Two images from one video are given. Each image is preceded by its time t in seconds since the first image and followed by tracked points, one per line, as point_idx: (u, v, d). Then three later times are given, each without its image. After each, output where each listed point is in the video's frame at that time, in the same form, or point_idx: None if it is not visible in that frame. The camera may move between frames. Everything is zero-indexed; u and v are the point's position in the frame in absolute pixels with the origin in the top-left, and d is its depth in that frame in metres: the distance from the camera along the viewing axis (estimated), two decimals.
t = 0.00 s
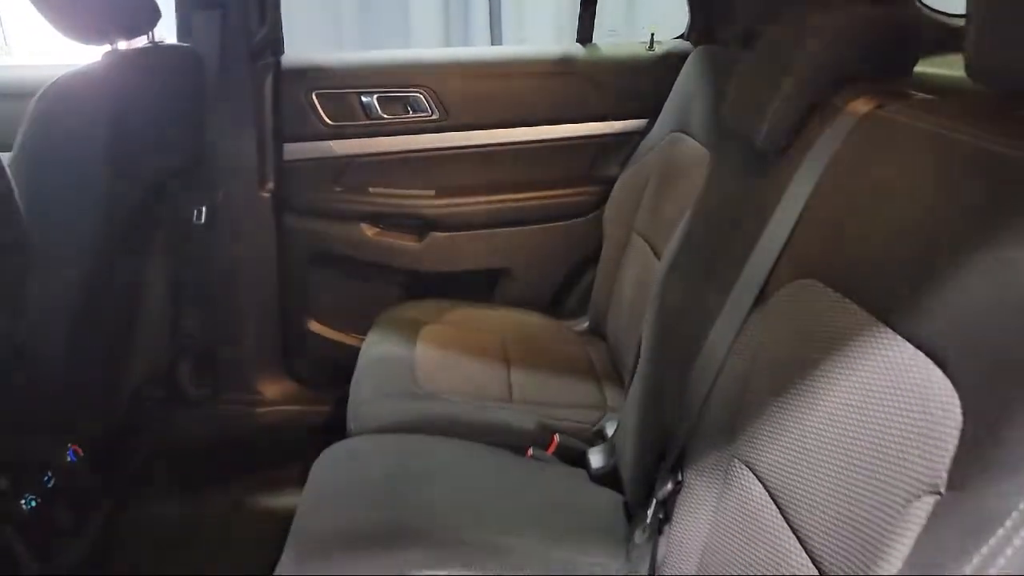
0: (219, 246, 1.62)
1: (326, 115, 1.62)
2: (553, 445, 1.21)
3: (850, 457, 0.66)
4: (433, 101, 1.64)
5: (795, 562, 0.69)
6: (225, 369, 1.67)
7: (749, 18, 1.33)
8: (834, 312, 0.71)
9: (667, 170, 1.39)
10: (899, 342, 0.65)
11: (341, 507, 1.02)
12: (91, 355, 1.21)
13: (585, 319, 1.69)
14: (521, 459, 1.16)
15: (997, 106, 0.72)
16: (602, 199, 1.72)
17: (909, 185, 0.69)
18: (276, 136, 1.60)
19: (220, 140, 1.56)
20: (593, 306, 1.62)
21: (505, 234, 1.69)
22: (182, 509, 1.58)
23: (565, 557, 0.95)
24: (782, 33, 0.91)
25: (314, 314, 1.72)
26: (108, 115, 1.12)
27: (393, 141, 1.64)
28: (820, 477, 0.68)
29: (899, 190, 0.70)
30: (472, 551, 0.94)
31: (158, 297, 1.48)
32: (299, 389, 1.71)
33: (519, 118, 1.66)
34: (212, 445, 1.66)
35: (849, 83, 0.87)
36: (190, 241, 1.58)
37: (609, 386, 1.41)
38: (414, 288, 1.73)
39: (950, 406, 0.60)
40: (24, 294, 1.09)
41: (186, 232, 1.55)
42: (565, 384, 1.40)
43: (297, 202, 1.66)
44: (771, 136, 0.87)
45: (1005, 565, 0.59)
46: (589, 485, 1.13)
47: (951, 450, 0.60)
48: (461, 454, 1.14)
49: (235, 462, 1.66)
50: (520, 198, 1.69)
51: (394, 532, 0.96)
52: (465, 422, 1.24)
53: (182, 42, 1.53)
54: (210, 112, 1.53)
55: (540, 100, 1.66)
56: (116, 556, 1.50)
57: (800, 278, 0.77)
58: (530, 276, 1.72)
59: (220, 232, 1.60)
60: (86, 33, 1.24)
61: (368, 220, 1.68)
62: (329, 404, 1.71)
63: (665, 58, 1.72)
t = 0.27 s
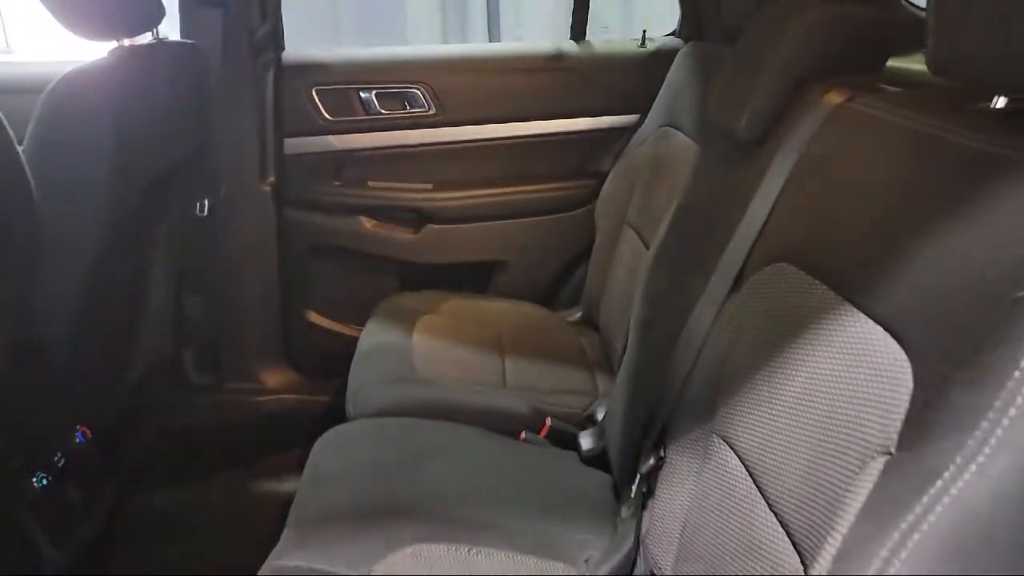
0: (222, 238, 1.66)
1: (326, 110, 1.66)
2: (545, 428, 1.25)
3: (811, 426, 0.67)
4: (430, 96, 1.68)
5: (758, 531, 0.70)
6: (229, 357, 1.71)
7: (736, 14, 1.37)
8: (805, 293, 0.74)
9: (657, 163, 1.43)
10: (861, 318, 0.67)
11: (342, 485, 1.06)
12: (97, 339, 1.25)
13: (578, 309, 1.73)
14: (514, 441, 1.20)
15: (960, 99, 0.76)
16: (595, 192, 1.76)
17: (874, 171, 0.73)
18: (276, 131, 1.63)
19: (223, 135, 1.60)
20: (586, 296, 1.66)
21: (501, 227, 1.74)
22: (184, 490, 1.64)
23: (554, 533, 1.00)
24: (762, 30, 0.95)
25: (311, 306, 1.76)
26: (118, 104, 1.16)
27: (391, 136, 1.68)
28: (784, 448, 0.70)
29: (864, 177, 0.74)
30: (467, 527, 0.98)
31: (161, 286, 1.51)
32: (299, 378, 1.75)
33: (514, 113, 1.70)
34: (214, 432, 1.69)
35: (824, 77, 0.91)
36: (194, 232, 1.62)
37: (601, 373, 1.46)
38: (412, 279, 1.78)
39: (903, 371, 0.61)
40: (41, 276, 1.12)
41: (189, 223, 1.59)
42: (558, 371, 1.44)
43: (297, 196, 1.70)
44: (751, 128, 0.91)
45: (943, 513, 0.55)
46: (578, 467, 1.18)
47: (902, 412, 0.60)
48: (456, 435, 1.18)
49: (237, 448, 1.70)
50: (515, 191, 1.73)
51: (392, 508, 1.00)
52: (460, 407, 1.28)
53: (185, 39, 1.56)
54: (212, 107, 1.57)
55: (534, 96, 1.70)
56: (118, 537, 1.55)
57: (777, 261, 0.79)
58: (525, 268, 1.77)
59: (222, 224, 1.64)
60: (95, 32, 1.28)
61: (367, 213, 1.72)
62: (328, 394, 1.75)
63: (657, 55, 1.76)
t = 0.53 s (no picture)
0: (226, 230, 1.70)
1: (326, 105, 1.70)
2: (538, 412, 1.29)
3: (783, 400, 0.69)
4: (428, 92, 1.72)
5: (739, 505, 0.72)
6: (232, 345, 1.76)
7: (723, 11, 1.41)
8: (779, 274, 0.76)
9: (648, 156, 1.47)
10: (825, 292, 0.68)
11: (342, 464, 1.11)
12: (106, 325, 1.28)
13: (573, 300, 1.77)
14: (507, 423, 1.25)
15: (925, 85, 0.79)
16: (589, 185, 1.81)
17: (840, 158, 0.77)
18: (278, 126, 1.68)
19: (226, 129, 1.64)
20: (580, 287, 1.70)
21: (497, 220, 1.78)
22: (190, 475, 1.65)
23: (544, 510, 1.04)
24: (742, 27, 1.00)
25: (313, 296, 1.80)
26: (126, 95, 1.19)
27: (390, 130, 1.73)
28: (760, 424, 0.72)
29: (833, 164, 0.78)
30: (461, 504, 1.03)
31: (167, 275, 1.55)
32: (300, 367, 1.80)
33: (509, 108, 1.75)
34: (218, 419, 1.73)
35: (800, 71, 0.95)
36: (199, 224, 1.66)
37: (593, 360, 1.50)
38: (411, 271, 1.82)
39: (856, 338, 0.62)
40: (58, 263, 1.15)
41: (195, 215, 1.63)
42: (552, 358, 1.48)
43: (298, 189, 1.74)
44: (731, 120, 0.96)
45: (883, 471, 0.52)
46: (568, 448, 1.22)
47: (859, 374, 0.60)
48: (451, 418, 1.23)
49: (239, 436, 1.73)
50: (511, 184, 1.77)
51: (390, 486, 1.05)
52: (455, 391, 1.32)
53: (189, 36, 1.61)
54: (216, 102, 1.62)
55: (529, 91, 1.75)
56: (130, 523, 1.57)
57: (756, 245, 0.82)
58: (521, 259, 1.81)
59: (226, 216, 1.69)
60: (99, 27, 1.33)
61: (367, 206, 1.76)
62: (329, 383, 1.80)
63: (649, 52, 1.80)
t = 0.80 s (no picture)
0: (230, 224, 1.75)
1: (327, 103, 1.74)
2: (531, 398, 1.34)
3: (755, 379, 0.73)
4: (427, 89, 1.76)
5: (715, 477, 0.76)
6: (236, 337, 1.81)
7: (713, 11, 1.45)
8: (755, 259, 0.80)
9: (641, 152, 1.51)
10: (795, 275, 0.72)
11: (343, 447, 1.15)
12: (117, 317, 1.33)
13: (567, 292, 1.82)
14: (502, 409, 1.29)
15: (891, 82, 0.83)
16: (583, 181, 1.85)
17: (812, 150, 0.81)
18: (282, 123, 1.72)
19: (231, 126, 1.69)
20: (574, 280, 1.75)
21: (494, 215, 1.82)
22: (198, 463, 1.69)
23: (535, 490, 1.09)
24: (727, 26, 1.04)
25: (316, 289, 1.85)
26: (139, 91, 1.23)
27: (390, 127, 1.77)
28: (734, 401, 0.76)
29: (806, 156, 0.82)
30: (456, 484, 1.08)
31: (174, 269, 1.59)
32: (302, 359, 1.84)
33: (507, 106, 1.79)
34: (222, 409, 1.77)
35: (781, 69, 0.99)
36: (205, 218, 1.71)
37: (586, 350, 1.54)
38: (411, 264, 1.86)
39: (821, 318, 0.66)
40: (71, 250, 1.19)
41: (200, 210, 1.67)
42: (546, 347, 1.52)
43: (300, 184, 1.78)
44: (715, 115, 1.00)
45: (835, 436, 0.55)
46: (560, 433, 1.26)
47: (820, 353, 0.64)
48: (447, 404, 1.27)
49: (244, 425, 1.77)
50: (508, 180, 1.82)
51: (389, 467, 1.10)
52: (452, 378, 1.37)
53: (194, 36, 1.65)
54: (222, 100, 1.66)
55: (526, 90, 1.79)
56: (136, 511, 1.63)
57: (735, 232, 0.86)
58: (517, 253, 1.85)
59: (231, 211, 1.74)
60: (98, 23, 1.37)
61: (367, 201, 1.81)
62: (331, 374, 1.84)
63: (643, 51, 1.84)
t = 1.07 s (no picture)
0: (236, 219, 1.79)
1: (330, 101, 1.79)
2: (527, 386, 1.38)
3: (732, 360, 0.77)
4: (427, 88, 1.81)
5: (695, 454, 0.81)
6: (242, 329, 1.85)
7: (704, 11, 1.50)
8: (734, 248, 0.84)
9: (635, 148, 1.55)
10: (769, 262, 0.76)
11: (344, 432, 1.19)
12: (129, 308, 1.37)
13: (564, 286, 1.86)
14: (499, 397, 1.34)
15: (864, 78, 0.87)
16: (580, 177, 1.90)
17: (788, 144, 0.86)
18: (286, 121, 1.77)
19: (237, 124, 1.73)
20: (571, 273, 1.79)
21: (493, 210, 1.87)
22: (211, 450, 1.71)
23: (529, 472, 1.14)
24: (713, 26, 1.08)
25: (319, 283, 1.89)
26: (146, 90, 1.27)
27: (391, 125, 1.81)
28: (713, 381, 0.80)
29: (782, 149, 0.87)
30: (453, 465, 1.12)
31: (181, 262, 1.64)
32: (305, 350, 1.89)
33: (505, 103, 1.83)
34: (228, 400, 1.81)
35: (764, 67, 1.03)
36: (211, 214, 1.75)
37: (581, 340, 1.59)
38: (411, 259, 1.91)
39: (791, 301, 0.70)
40: (84, 247, 1.21)
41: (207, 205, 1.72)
42: (542, 338, 1.57)
43: (304, 180, 1.83)
44: (700, 112, 1.04)
45: (799, 405, 0.59)
46: (554, 419, 1.31)
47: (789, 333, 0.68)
48: (446, 391, 1.32)
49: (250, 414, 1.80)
50: (506, 176, 1.86)
51: (388, 449, 1.14)
52: (451, 367, 1.41)
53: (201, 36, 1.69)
54: (228, 99, 1.70)
55: (524, 88, 1.83)
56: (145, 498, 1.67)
57: (716, 222, 0.90)
58: (516, 247, 1.90)
59: (237, 206, 1.78)
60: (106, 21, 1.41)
61: (369, 196, 1.85)
62: (334, 365, 1.89)
63: (638, 50, 1.89)
